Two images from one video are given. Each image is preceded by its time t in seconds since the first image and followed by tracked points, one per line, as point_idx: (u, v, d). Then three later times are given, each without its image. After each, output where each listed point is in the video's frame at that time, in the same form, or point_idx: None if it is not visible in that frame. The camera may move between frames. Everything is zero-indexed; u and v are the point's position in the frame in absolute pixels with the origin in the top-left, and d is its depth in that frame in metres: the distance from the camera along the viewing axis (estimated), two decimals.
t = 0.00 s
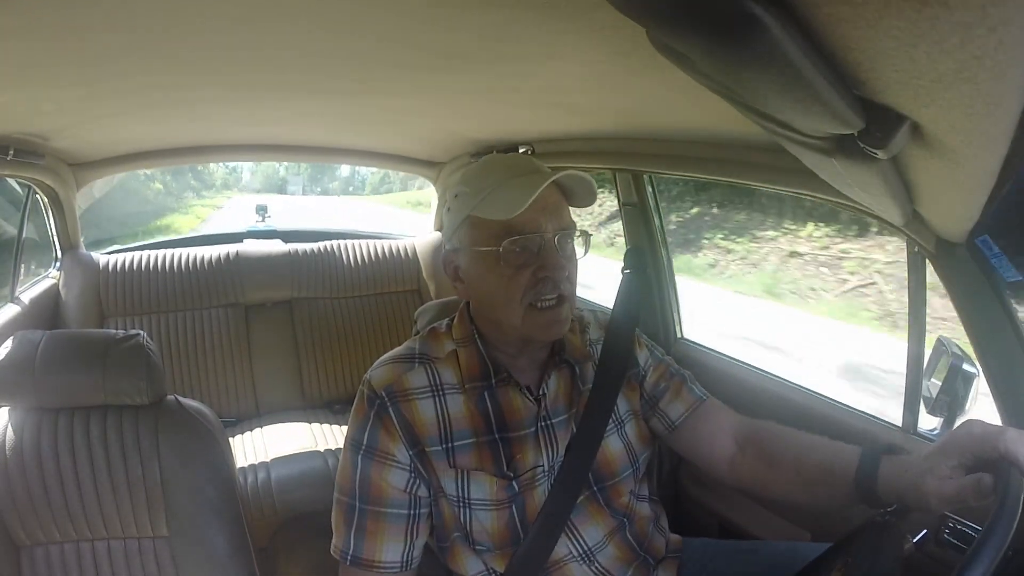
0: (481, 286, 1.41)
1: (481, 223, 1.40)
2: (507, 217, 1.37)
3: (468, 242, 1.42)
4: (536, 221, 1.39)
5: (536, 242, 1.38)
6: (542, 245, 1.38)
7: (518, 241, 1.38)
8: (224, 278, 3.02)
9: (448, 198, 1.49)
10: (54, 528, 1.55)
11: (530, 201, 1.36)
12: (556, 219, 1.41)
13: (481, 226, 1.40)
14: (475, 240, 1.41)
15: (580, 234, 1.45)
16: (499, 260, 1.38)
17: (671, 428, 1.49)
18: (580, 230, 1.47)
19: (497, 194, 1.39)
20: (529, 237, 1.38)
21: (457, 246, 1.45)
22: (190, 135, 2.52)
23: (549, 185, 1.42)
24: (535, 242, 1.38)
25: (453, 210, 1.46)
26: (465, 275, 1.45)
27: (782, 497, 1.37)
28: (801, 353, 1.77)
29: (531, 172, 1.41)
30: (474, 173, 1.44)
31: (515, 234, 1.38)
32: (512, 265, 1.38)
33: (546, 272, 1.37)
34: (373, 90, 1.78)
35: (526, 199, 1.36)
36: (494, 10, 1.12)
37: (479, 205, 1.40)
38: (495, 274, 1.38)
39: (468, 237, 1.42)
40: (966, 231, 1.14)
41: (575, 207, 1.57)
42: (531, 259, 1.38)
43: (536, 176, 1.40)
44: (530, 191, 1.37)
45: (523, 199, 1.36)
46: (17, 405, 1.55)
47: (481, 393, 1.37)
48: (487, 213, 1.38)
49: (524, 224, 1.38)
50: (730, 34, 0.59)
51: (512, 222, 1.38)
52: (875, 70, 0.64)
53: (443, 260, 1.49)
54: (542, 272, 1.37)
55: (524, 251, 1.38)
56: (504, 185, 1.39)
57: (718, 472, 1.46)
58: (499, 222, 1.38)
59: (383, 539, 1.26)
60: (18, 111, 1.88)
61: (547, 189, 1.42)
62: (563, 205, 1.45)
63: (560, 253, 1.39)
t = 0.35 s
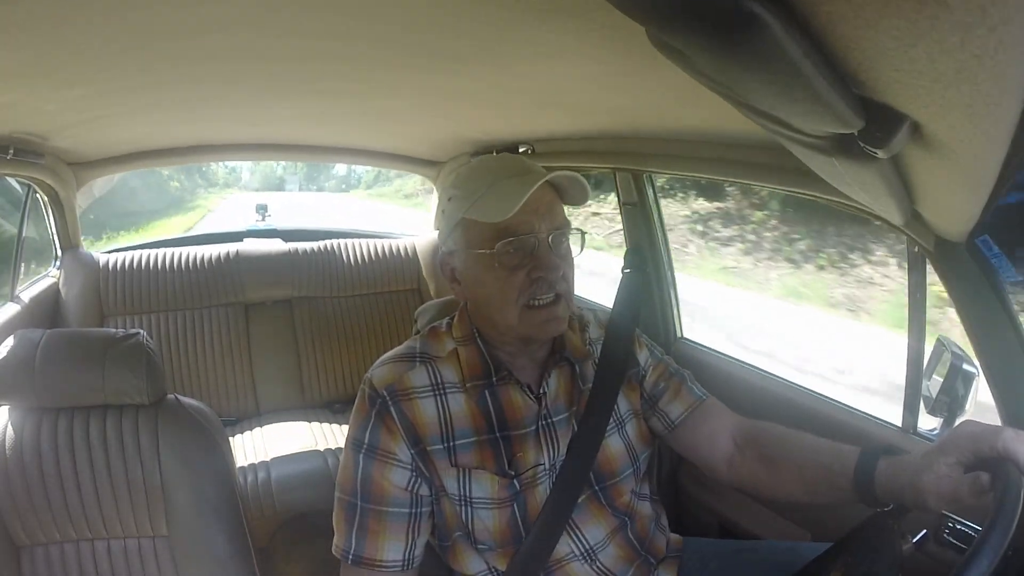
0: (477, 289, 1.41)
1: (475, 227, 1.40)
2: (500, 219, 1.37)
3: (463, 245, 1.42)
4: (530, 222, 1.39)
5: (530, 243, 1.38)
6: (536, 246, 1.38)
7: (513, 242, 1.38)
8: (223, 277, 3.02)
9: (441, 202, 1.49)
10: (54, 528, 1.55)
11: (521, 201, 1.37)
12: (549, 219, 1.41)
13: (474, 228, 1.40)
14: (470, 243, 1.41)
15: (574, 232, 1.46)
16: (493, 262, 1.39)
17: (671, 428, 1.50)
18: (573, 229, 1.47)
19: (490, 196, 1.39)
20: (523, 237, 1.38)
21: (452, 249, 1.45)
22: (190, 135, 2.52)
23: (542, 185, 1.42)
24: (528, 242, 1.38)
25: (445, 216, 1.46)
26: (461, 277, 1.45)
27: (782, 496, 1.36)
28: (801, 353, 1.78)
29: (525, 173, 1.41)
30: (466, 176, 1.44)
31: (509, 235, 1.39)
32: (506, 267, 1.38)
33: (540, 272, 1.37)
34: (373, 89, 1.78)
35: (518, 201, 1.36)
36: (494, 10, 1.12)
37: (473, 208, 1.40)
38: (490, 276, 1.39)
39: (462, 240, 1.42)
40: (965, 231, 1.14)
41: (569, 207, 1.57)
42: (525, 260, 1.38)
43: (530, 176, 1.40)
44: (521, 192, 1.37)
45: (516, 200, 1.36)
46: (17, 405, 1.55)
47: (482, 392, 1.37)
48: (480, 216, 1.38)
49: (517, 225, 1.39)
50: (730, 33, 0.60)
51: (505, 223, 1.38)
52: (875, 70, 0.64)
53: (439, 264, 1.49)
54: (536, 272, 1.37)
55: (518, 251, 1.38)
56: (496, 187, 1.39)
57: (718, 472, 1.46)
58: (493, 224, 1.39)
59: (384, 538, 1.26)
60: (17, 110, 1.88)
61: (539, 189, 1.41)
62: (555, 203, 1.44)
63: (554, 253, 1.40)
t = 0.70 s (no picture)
0: (485, 283, 1.41)
1: (486, 221, 1.40)
2: (517, 213, 1.37)
3: (473, 240, 1.43)
4: (542, 220, 1.39)
5: (542, 241, 1.38)
6: (548, 244, 1.39)
7: (524, 238, 1.38)
8: (223, 277, 3.02)
9: (452, 197, 1.50)
10: (54, 528, 1.55)
11: (537, 199, 1.36)
12: (561, 218, 1.41)
13: (485, 222, 1.41)
14: (479, 238, 1.41)
15: (585, 234, 1.45)
16: (505, 257, 1.39)
17: (672, 430, 1.49)
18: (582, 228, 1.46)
19: (503, 192, 1.38)
20: (537, 235, 1.38)
21: (461, 243, 1.45)
22: (190, 135, 2.52)
23: (555, 186, 1.42)
24: (540, 240, 1.38)
25: (457, 209, 1.46)
26: (468, 271, 1.45)
27: (783, 496, 1.36)
28: (801, 353, 1.78)
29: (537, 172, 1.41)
30: (477, 172, 1.43)
31: (521, 232, 1.39)
32: (517, 262, 1.38)
33: (551, 270, 1.37)
34: (374, 90, 1.78)
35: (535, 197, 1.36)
36: (494, 10, 1.12)
37: (484, 202, 1.40)
38: (500, 271, 1.39)
39: (473, 235, 1.42)
40: (965, 232, 1.14)
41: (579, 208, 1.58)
42: (536, 257, 1.38)
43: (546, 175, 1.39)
44: (538, 188, 1.37)
45: (532, 196, 1.36)
46: (17, 406, 1.55)
47: (484, 393, 1.37)
48: (492, 210, 1.38)
49: (530, 223, 1.39)
50: (730, 33, 0.60)
51: (518, 219, 1.39)
52: (875, 70, 0.64)
53: (446, 258, 1.50)
54: (547, 270, 1.37)
55: (530, 248, 1.38)
56: (512, 184, 1.39)
57: (718, 472, 1.46)
58: (507, 220, 1.39)
59: (385, 538, 1.26)
60: (18, 111, 1.89)
61: (552, 189, 1.42)
62: (567, 207, 1.45)
63: (566, 252, 1.40)
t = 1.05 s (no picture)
0: (482, 281, 1.41)
1: (482, 218, 1.40)
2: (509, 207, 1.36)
3: (469, 237, 1.43)
4: (536, 214, 1.39)
5: (537, 235, 1.38)
6: (542, 238, 1.38)
7: (519, 233, 1.38)
8: (223, 277, 3.02)
9: (449, 197, 1.50)
10: (54, 527, 1.55)
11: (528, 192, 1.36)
12: (555, 212, 1.41)
13: (481, 220, 1.41)
14: (475, 235, 1.41)
15: (580, 227, 1.45)
16: (500, 253, 1.39)
17: (673, 426, 1.50)
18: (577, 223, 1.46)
19: (497, 187, 1.39)
20: (530, 228, 1.38)
21: (458, 242, 1.46)
22: (190, 135, 2.51)
23: (547, 178, 1.42)
24: (534, 234, 1.38)
25: (453, 207, 1.46)
26: (466, 270, 1.45)
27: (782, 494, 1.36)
28: (801, 353, 1.78)
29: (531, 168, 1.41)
30: (476, 170, 1.44)
31: (515, 226, 1.39)
32: (512, 257, 1.38)
33: (546, 264, 1.37)
34: (374, 89, 1.77)
35: (526, 188, 1.35)
36: (493, 10, 1.12)
37: (479, 199, 1.40)
38: (496, 267, 1.39)
39: (469, 232, 1.43)
40: (965, 231, 1.14)
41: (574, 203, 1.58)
42: (531, 251, 1.38)
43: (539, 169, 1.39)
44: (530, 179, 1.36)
45: (523, 189, 1.35)
46: (17, 405, 1.55)
47: (484, 392, 1.37)
48: (487, 207, 1.39)
49: (524, 217, 1.39)
50: (730, 32, 0.60)
51: (512, 214, 1.38)
52: (875, 70, 0.64)
53: (444, 257, 1.51)
54: (542, 264, 1.37)
55: (525, 243, 1.38)
56: (503, 181, 1.39)
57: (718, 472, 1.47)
58: (501, 216, 1.39)
59: (385, 538, 1.26)
60: (17, 110, 1.88)
61: (544, 182, 1.41)
62: (561, 200, 1.44)
63: (561, 246, 1.40)
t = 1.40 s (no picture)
0: (481, 285, 1.42)
1: (480, 222, 1.40)
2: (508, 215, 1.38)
3: (467, 241, 1.43)
4: (533, 218, 1.39)
5: (534, 239, 1.38)
6: (540, 242, 1.39)
7: (517, 238, 1.38)
8: (223, 278, 3.03)
9: (447, 200, 1.50)
10: (54, 527, 1.55)
11: (525, 199, 1.36)
12: (552, 215, 1.41)
13: (479, 224, 1.41)
14: (474, 239, 1.42)
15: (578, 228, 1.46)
16: (498, 257, 1.39)
17: (674, 423, 1.50)
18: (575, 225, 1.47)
19: (495, 194, 1.40)
20: (528, 233, 1.38)
21: (457, 245, 1.46)
22: (190, 136, 2.51)
23: (544, 183, 1.42)
24: (533, 238, 1.38)
25: (452, 212, 1.47)
26: (465, 273, 1.46)
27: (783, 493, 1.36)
28: (801, 353, 1.78)
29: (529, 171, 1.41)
30: (472, 173, 1.45)
31: (513, 231, 1.39)
32: (511, 262, 1.38)
33: (545, 268, 1.37)
34: (374, 90, 1.78)
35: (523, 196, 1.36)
36: (494, 10, 1.12)
37: (477, 204, 1.41)
38: (494, 271, 1.39)
39: (467, 236, 1.43)
40: (966, 231, 1.14)
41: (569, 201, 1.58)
42: (530, 255, 1.38)
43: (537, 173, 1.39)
44: (529, 187, 1.37)
45: (521, 196, 1.37)
46: (17, 406, 1.55)
47: (486, 392, 1.37)
48: (485, 213, 1.39)
49: (522, 222, 1.39)
50: (730, 34, 0.60)
51: (510, 218, 1.38)
52: (875, 70, 0.64)
53: (443, 260, 1.51)
54: (541, 267, 1.37)
55: (523, 247, 1.38)
56: (500, 186, 1.40)
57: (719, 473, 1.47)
58: (499, 220, 1.39)
59: (388, 538, 1.26)
60: (18, 111, 1.88)
61: (542, 186, 1.41)
62: (558, 200, 1.45)
63: (558, 249, 1.40)
